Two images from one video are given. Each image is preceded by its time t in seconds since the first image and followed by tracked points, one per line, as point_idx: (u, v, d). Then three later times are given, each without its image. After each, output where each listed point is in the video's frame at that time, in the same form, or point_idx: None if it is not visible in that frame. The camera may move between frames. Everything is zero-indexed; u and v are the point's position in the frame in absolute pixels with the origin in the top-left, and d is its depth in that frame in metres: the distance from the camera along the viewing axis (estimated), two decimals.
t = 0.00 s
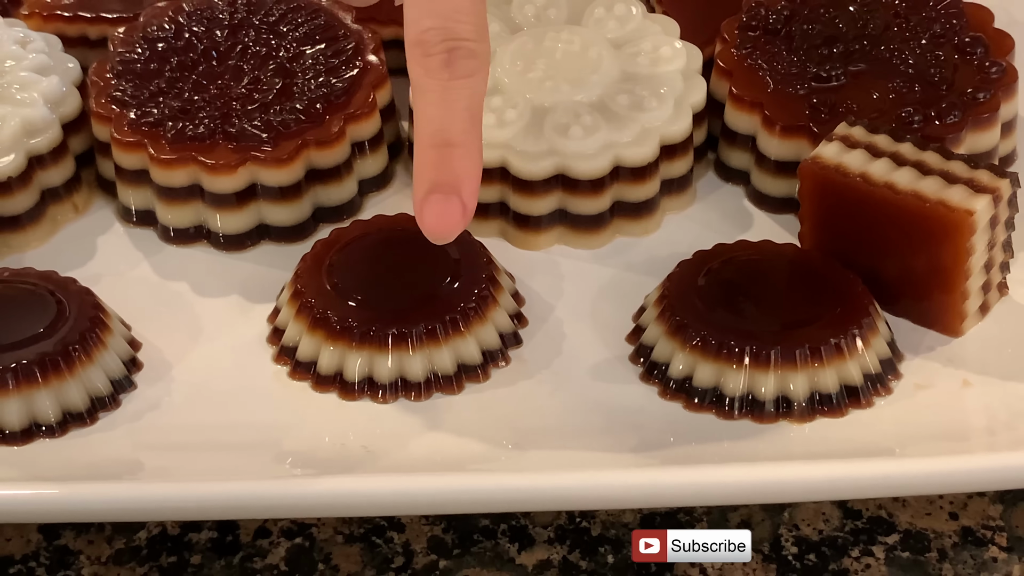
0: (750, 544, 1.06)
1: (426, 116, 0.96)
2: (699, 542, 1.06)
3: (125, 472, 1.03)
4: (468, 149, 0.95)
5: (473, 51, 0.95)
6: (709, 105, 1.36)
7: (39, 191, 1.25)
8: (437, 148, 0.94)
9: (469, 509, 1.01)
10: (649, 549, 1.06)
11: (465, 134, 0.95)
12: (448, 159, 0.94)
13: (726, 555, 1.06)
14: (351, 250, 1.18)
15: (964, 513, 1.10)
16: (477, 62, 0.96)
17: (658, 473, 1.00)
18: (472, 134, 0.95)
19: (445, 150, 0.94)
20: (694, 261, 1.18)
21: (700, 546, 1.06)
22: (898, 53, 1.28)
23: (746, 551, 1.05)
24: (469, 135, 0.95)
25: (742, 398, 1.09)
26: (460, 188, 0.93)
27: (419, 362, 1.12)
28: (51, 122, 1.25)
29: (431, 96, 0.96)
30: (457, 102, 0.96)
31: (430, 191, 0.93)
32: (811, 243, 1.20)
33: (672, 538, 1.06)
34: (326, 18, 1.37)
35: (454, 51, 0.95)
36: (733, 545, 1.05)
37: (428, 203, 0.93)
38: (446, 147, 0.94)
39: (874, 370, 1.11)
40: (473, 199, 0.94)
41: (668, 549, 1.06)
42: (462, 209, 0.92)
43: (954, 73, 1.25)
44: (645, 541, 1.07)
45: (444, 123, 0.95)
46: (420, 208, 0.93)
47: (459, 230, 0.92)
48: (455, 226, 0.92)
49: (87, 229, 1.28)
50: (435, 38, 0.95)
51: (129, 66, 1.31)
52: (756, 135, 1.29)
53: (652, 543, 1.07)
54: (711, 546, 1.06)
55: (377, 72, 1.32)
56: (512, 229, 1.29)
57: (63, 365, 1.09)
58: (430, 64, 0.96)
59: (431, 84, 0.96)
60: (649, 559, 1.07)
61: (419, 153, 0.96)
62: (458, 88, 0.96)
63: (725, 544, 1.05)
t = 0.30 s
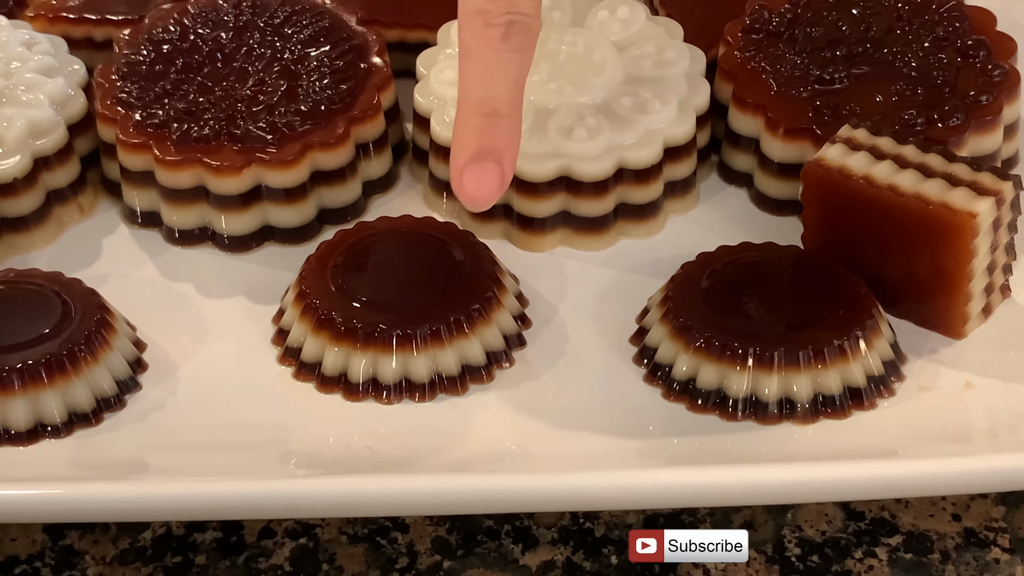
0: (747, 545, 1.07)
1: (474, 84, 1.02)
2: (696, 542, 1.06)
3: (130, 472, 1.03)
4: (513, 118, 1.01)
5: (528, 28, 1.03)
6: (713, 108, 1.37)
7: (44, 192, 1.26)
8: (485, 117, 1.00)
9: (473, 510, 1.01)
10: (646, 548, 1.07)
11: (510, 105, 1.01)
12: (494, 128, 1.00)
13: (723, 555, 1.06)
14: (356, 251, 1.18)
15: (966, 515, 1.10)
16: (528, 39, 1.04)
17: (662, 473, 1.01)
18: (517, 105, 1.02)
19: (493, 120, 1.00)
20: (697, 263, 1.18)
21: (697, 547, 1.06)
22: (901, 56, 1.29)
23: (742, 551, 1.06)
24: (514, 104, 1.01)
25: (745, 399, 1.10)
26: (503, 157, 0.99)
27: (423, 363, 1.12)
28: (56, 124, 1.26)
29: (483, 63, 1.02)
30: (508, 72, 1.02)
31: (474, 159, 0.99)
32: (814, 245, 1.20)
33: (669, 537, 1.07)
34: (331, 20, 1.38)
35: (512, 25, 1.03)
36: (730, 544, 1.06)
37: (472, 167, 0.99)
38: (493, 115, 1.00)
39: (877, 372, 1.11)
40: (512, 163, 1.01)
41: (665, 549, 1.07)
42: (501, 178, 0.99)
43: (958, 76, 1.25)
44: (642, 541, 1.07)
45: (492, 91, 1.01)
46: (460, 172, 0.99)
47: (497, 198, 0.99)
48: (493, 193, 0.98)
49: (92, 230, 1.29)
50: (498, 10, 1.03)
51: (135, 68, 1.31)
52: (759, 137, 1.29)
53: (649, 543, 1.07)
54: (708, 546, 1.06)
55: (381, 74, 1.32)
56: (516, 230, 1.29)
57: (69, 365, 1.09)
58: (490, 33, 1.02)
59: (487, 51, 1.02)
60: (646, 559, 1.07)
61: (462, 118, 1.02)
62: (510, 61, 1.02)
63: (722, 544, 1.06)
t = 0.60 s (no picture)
0: (744, 544, 1.06)
1: (512, 85, 0.99)
2: (693, 542, 1.06)
3: (136, 471, 1.03)
4: (548, 122, 0.98)
5: (566, 34, 1.03)
6: (717, 109, 1.37)
7: (50, 193, 1.26)
8: (523, 118, 0.97)
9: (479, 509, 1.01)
10: (643, 549, 1.06)
11: (546, 108, 0.99)
12: (530, 130, 0.96)
13: (720, 555, 1.05)
14: (362, 252, 1.19)
15: (972, 515, 1.10)
16: (563, 45, 1.03)
17: (669, 473, 1.00)
18: (551, 110, 0.99)
19: (531, 122, 0.97)
20: (702, 263, 1.19)
21: (694, 546, 1.06)
22: (906, 56, 1.29)
23: (740, 551, 1.05)
24: (548, 108, 0.99)
25: (751, 399, 1.10)
26: (539, 160, 0.96)
27: (428, 363, 1.12)
28: (62, 124, 1.26)
29: (522, 65, 1.00)
30: (545, 77, 1.00)
31: (512, 158, 0.95)
32: (819, 246, 1.20)
33: (666, 538, 1.06)
34: (336, 21, 1.38)
35: (552, 29, 1.02)
36: (727, 545, 1.05)
37: (509, 169, 0.95)
38: (530, 117, 0.97)
39: (882, 372, 1.11)
40: (544, 167, 0.97)
41: (662, 549, 1.06)
42: (537, 180, 0.95)
43: (962, 76, 1.26)
44: (639, 542, 1.07)
45: (529, 94, 0.98)
46: (496, 172, 0.95)
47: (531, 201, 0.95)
48: (528, 195, 0.94)
49: (98, 230, 1.29)
50: (538, 15, 1.02)
51: (140, 68, 1.31)
52: (764, 138, 1.30)
53: (646, 543, 1.07)
54: (705, 546, 1.06)
55: (387, 74, 1.32)
56: (520, 231, 1.29)
57: (75, 365, 1.09)
58: (530, 36, 1.01)
59: (525, 56, 1.00)
60: (643, 559, 1.07)
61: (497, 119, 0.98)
62: (547, 65, 1.00)
63: (719, 544, 1.05)
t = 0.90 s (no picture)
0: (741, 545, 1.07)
1: (543, 108, 0.99)
2: (690, 542, 1.07)
3: (146, 470, 1.04)
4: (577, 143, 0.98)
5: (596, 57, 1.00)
6: (725, 110, 1.37)
7: (60, 193, 1.27)
8: (552, 141, 0.97)
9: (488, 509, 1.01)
10: (640, 548, 1.07)
11: (576, 130, 0.98)
12: (560, 152, 0.97)
13: (717, 555, 1.06)
14: (371, 252, 1.19)
15: (979, 515, 1.10)
16: (595, 67, 1.00)
17: (678, 473, 1.01)
18: (582, 131, 0.99)
19: (560, 145, 0.97)
20: (710, 264, 1.19)
21: (691, 546, 1.07)
22: (913, 58, 1.29)
23: (736, 551, 1.06)
24: (577, 129, 0.99)
25: (759, 399, 1.10)
26: (567, 182, 0.97)
27: (437, 363, 1.13)
28: (73, 125, 1.27)
29: (554, 87, 0.98)
30: (575, 99, 0.99)
31: (540, 181, 0.96)
32: (827, 246, 1.21)
33: (663, 538, 1.07)
34: (345, 22, 1.39)
35: (583, 52, 0.99)
36: (724, 544, 1.06)
37: (535, 191, 0.95)
38: (559, 140, 0.97)
39: (890, 373, 1.11)
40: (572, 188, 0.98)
41: (658, 549, 1.07)
42: (564, 203, 0.96)
43: (969, 78, 1.26)
44: (635, 541, 1.07)
45: (559, 116, 0.98)
46: (524, 195, 0.96)
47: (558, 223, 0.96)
48: (555, 217, 0.95)
49: (108, 231, 1.30)
50: (570, 38, 0.99)
51: (150, 70, 1.32)
52: (771, 139, 1.30)
53: (643, 543, 1.07)
54: (701, 546, 1.07)
55: (395, 76, 1.33)
56: (528, 231, 1.29)
57: (87, 365, 1.10)
58: (560, 60, 0.99)
59: (558, 77, 0.99)
60: (639, 559, 1.07)
61: (528, 141, 0.98)
62: (578, 85, 0.99)
63: (716, 544, 1.06)
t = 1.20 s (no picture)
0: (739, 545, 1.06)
1: (546, 100, 0.99)
2: (687, 542, 1.06)
3: (159, 467, 1.04)
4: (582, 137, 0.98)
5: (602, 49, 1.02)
6: (735, 109, 1.38)
7: (73, 192, 1.27)
8: (557, 133, 0.97)
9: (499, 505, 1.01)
10: (638, 548, 1.07)
11: (582, 123, 0.99)
12: (565, 145, 0.97)
13: (713, 555, 1.06)
14: (383, 250, 1.20)
15: (989, 512, 1.11)
16: (601, 61, 1.02)
17: (689, 469, 1.01)
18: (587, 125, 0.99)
19: (565, 137, 0.97)
20: (721, 262, 1.20)
21: (690, 546, 1.06)
22: (923, 57, 1.30)
23: (734, 551, 1.05)
24: (583, 123, 0.99)
25: (770, 397, 1.10)
26: (571, 175, 0.97)
27: (449, 361, 1.13)
28: (85, 124, 1.27)
29: (558, 80, 1.00)
30: (580, 93, 0.99)
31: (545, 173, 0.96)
32: (837, 244, 1.21)
33: (660, 537, 1.07)
34: (356, 22, 1.39)
35: (588, 45, 1.01)
36: (721, 544, 1.05)
37: (540, 182, 0.95)
38: (565, 133, 0.97)
39: (901, 370, 1.12)
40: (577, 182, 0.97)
41: (656, 549, 1.07)
42: (569, 195, 0.96)
43: (979, 77, 1.27)
44: (633, 541, 1.07)
45: (564, 110, 0.99)
46: (529, 187, 0.96)
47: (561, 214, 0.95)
48: (559, 209, 0.94)
49: (120, 229, 1.30)
50: (575, 30, 1.01)
51: (162, 69, 1.33)
52: (781, 137, 1.30)
53: (640, 543, 1.07)
54: (699, 546, 1.06)
55: (406, 75, 1.33)
56: (539, 229, 1.30)
57: (100, 362, 1.10)
58: (565, 52, 1.00)
59: (562, 71, 1.00)
60: (638, 559, 1.07)
61: (532, 135, 0.99)
62: (583, 79, 1.00)
63: (713, 544, 1.05)
